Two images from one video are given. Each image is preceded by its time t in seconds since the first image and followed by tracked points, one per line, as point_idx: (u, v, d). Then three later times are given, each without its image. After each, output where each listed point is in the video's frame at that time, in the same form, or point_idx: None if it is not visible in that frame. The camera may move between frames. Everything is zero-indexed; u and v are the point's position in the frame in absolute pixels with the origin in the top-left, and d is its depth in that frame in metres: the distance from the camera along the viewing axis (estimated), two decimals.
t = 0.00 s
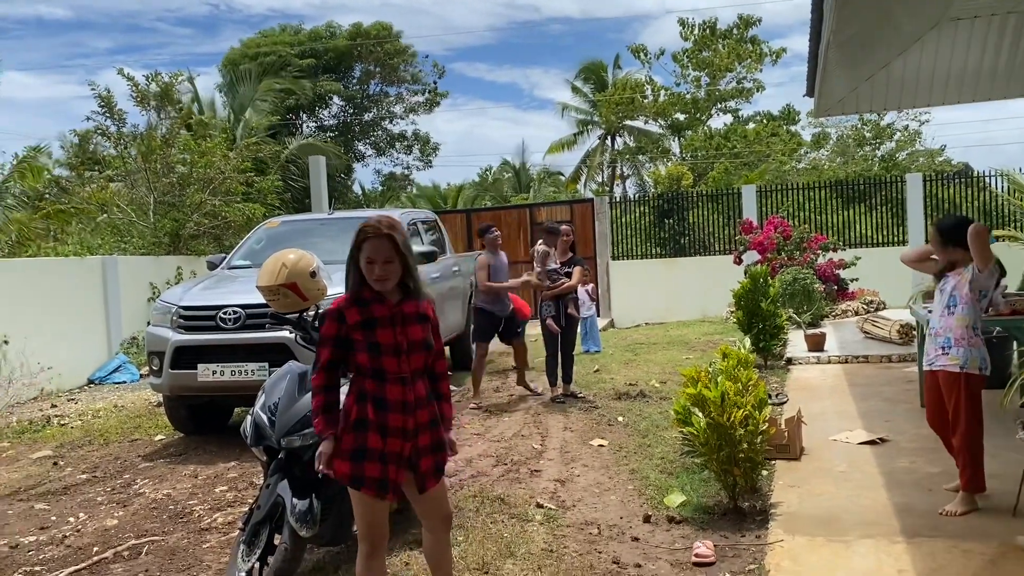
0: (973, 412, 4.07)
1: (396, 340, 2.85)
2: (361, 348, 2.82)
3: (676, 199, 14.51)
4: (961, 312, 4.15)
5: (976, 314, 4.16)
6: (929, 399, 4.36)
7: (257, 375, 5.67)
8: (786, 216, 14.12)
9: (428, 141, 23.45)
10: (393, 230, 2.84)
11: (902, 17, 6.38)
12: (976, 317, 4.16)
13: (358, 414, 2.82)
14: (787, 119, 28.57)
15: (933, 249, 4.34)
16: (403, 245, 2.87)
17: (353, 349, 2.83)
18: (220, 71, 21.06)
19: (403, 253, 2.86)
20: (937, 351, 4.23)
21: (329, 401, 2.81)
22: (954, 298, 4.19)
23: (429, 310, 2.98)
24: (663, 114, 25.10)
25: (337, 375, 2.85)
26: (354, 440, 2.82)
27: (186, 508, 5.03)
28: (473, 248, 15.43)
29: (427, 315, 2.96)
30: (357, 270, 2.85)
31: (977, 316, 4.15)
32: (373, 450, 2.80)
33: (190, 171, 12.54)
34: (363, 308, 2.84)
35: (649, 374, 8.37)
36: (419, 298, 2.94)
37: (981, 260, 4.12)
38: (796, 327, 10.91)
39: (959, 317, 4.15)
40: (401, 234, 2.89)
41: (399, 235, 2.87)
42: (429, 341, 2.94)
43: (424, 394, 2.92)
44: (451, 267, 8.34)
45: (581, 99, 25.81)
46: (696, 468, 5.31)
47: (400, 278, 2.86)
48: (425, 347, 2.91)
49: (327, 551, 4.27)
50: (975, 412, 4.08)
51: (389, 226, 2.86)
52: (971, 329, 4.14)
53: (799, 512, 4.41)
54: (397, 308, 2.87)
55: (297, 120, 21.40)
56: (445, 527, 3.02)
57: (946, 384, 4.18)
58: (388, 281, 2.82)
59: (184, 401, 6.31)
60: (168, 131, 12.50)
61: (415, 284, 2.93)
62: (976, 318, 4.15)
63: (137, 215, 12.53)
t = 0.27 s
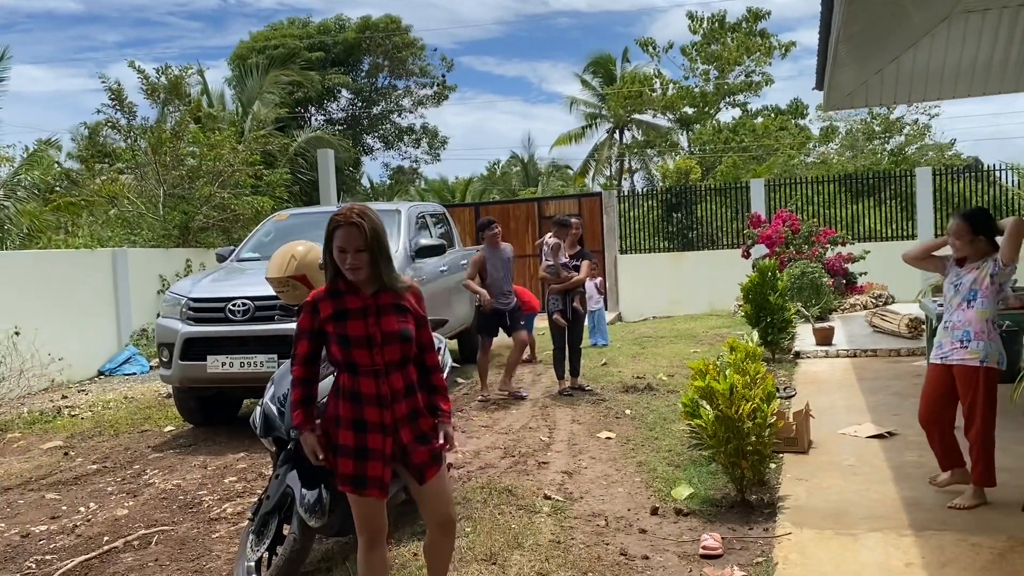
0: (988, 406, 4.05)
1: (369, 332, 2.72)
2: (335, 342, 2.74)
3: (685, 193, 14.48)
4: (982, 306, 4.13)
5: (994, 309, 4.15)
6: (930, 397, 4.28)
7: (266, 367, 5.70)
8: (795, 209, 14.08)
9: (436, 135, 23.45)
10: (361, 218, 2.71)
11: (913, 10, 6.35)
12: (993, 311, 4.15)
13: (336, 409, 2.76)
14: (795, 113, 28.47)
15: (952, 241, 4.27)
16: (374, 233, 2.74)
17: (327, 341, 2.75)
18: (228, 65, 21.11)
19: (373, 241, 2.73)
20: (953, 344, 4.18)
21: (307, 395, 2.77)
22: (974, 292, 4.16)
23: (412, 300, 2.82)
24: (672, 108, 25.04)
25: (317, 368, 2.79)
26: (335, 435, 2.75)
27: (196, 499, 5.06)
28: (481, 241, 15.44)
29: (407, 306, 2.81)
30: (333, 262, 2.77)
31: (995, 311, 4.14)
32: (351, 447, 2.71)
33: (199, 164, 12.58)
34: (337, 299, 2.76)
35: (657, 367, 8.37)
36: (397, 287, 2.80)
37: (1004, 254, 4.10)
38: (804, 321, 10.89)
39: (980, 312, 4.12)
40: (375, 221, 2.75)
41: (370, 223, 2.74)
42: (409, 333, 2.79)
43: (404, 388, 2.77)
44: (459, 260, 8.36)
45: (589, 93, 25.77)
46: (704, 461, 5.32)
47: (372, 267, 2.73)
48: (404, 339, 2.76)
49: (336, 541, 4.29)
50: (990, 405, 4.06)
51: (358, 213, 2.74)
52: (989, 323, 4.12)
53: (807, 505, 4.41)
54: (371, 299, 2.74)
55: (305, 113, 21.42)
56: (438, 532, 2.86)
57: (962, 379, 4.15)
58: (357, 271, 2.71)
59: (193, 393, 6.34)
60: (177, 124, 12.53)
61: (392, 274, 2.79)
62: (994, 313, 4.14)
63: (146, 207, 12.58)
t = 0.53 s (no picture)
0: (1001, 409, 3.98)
1: (351, 331, 2.62)
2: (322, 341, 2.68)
3: (688, 188, 14.46)
4: (994, 302, 3.98)
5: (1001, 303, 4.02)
6: (936, 401, 4.03)
7: (270, 361, 5.72)
8: (799, 205, 14.06)
9: (439, 129, 23.43)
10: (339, 215, 2.59)
11: (919, 4, 6.32)
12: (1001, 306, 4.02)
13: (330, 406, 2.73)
14: (800, 108, 28.41)
15: (967, 233, 3.99)
16: (355, 228, 2.60)
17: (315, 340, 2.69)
18: (233, 59, 21.12)
19: (352, 237, 2.59)
20: (968, 340, 3.97)
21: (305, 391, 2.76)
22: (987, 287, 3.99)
23: (400, 297, 2.65)
24: (676, 103, 24.99)
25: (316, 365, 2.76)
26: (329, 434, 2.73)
27: (201, 492, 5.08)
28: (485, 236, 15.45)
29: (395, 302, 2.64)
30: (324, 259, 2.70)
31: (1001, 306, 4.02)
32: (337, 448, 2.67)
33: (203, 158, 12.59)
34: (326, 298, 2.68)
35: (661, 363, 8.37)
36: (384, 283, 2.64)
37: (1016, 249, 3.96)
38: (808, 316, 10.88)
39: (994, 308, 3.97)
40: (356, 217, 2.61)
41: (351, 219, 2.61)
42: (394, 331, 2.62)
43: (389, 389, 2.62)
44: (464, 255, 8.37)
45: (593, 88, 25.73)
46: (708, 457, 5.32)
47: (353, 264, 2.60)
48: (386, 339, 2.61)
49: (341, 535, 4.30)
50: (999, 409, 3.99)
51: (339, 208, 2.63)
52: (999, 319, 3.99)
53: (811, 500, 4.41)
54: (354, 297, 2.63)
55: (309, 108, 21.42)
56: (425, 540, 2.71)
57: (973, 377, 3.98)
58: (337, 269, 2.60)
59: (197, 387, 6.35)
60: (181, 118, 12.54)
61: (379, 270, 2.64)
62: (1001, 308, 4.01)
63: (150, 201, 12.58)
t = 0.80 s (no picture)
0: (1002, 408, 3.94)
1: (331, 332, 2.55)
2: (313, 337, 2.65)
3: (689, 185, 14.46)
4: (995, 301, 3.86)
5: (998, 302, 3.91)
6: (944, 404, 3.89)
7: (271, 357, 5.71)
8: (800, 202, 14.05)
9: (440, 126, 23.40)
10: (334, 212, 2.52)
11: (923, 1, 6.30)
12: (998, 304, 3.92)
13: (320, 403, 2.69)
14: (801, 106, 28.39)
15: (964, 228, 3.86)
16: (347, 228, 2.52)
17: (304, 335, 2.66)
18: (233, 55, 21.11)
19: (346, 237, 2.51)
20: (972, 341, 3.84)
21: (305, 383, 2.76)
22: (988, 287, 3.86)
23: (386, 304, 2.52)
24: (677, 100, 24.97)
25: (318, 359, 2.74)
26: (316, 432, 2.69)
27: (202, 488, 5.07)
28: (486, 232, 15.44)
29: (380, 309, 2.52)
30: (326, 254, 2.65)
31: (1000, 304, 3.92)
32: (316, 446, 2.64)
33: (204, 154, 12.57)
34: (322, 294, 2.63)
35: (661, 360, 8.36)
36: (372, 287, 2.53)
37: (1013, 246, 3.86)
38: (809, 314, 10.88)
39: (996, 308, 3.85)
40: (350, 215, 2.53)
41: (346, 217, 2.53)
42: (373, 338, 2.51)
43: (361, 398, 2.52)
44: (465, 252, 8.37)
45: (594, 85, 25.72)
46: (709, 454, 5.32)
47: (341, 265, 2.52)
48: (362, 345, 2.51)
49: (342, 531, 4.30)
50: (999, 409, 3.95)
51: (337, 204, 2.55)
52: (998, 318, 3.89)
53: (813, 498, 4.40)
54: (340, 297, 2.55)
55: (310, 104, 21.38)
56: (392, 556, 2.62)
57: (977, 373, 3.87)
58: (325, 268, 2.54)
59: (198, 383, 6.35)
60: (182, 114, 12.52)
61: (370, 274, 2.54)
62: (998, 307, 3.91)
63: (150, 197, 12.55)
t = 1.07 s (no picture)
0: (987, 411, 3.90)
1: (303, 335, 2.52)
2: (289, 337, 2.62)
3: (687, 187, 14.49)
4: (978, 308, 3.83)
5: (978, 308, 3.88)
6: (929, 410, 3.89)
7: (268, 357, 5.72)
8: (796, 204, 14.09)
9: (439, 126, 23.41)
10: (321, 212, 2.49)
11: (919, 4, 6.34)
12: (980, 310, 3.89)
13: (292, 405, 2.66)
14: (798, 107, 28.46)
15: (946, 228, 3.83)
16: (329, 228, 2.48)
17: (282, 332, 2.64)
18: (232, 55, 21.11)
19: (328, 237, 2.48)
20: (956, 348, 3.82)
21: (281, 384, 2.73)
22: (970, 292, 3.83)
23: (362, 312, 2.47)
24: (675, 102, 25.00)
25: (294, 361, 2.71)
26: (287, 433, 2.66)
27: (198, 488, 5.08)
28: (483, 232, 15.48)
29: (353, 317, 2.47)
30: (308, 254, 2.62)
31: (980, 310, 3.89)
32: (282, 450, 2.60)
33: (202, 153, 12.58)
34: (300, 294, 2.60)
35: (658, 361, 8.38)
36: (350, 293, 2.48)
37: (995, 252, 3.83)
38: (805, 315, 10.91)
39: (979, 313, 3.82)
40: (333, 215, 2.50)
41: (331, 219, 2.50)
42: (343, 347, 2.47)
43: (325, 407, 2.48)
44: (462, 252, 8.38)
45: (592, 86, 25.76)
46: (705, 455, 5.33)
47: (320, 267, 2.49)
48: (332, 350, 2.47)
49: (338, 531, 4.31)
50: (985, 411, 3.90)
51: (326, 204, 2.52)
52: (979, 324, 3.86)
53: (808, 499, 4.42)
54: (317, 299, 2.52)
55: (308, 103, 21.37)
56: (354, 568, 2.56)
57: (960, 378, 3.87)
58: (305, 267, 2.51)
59: (195, 382, 6.35)
60: (180, 113, 12.52)
61: (346, 278, 2.49)
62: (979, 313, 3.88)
63: (148, 196, 12.53)
